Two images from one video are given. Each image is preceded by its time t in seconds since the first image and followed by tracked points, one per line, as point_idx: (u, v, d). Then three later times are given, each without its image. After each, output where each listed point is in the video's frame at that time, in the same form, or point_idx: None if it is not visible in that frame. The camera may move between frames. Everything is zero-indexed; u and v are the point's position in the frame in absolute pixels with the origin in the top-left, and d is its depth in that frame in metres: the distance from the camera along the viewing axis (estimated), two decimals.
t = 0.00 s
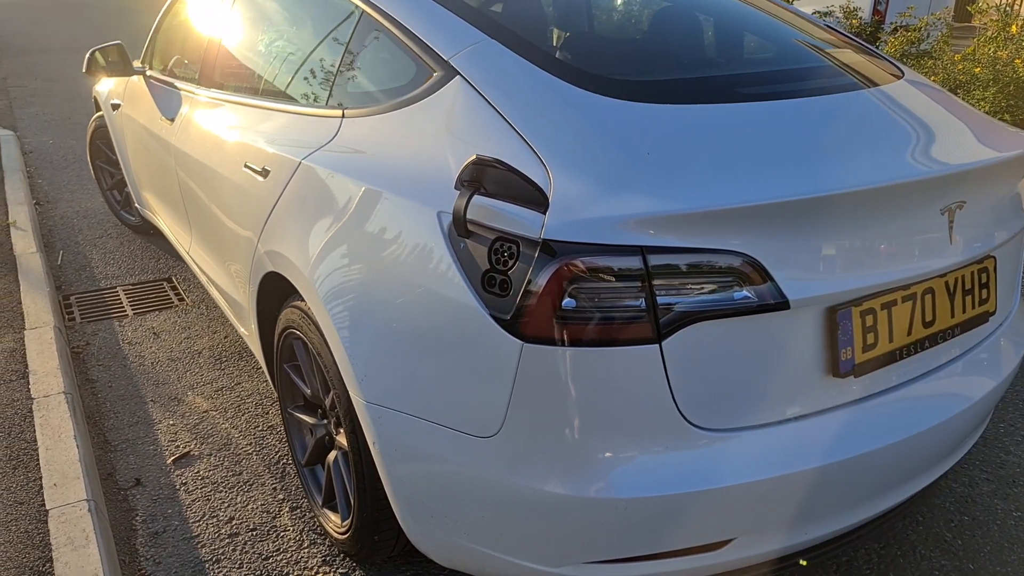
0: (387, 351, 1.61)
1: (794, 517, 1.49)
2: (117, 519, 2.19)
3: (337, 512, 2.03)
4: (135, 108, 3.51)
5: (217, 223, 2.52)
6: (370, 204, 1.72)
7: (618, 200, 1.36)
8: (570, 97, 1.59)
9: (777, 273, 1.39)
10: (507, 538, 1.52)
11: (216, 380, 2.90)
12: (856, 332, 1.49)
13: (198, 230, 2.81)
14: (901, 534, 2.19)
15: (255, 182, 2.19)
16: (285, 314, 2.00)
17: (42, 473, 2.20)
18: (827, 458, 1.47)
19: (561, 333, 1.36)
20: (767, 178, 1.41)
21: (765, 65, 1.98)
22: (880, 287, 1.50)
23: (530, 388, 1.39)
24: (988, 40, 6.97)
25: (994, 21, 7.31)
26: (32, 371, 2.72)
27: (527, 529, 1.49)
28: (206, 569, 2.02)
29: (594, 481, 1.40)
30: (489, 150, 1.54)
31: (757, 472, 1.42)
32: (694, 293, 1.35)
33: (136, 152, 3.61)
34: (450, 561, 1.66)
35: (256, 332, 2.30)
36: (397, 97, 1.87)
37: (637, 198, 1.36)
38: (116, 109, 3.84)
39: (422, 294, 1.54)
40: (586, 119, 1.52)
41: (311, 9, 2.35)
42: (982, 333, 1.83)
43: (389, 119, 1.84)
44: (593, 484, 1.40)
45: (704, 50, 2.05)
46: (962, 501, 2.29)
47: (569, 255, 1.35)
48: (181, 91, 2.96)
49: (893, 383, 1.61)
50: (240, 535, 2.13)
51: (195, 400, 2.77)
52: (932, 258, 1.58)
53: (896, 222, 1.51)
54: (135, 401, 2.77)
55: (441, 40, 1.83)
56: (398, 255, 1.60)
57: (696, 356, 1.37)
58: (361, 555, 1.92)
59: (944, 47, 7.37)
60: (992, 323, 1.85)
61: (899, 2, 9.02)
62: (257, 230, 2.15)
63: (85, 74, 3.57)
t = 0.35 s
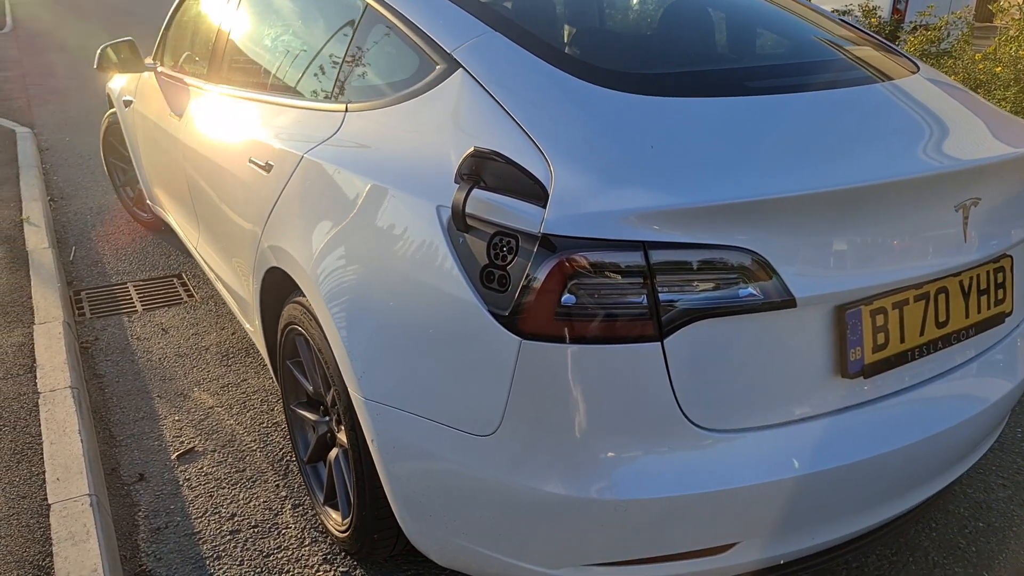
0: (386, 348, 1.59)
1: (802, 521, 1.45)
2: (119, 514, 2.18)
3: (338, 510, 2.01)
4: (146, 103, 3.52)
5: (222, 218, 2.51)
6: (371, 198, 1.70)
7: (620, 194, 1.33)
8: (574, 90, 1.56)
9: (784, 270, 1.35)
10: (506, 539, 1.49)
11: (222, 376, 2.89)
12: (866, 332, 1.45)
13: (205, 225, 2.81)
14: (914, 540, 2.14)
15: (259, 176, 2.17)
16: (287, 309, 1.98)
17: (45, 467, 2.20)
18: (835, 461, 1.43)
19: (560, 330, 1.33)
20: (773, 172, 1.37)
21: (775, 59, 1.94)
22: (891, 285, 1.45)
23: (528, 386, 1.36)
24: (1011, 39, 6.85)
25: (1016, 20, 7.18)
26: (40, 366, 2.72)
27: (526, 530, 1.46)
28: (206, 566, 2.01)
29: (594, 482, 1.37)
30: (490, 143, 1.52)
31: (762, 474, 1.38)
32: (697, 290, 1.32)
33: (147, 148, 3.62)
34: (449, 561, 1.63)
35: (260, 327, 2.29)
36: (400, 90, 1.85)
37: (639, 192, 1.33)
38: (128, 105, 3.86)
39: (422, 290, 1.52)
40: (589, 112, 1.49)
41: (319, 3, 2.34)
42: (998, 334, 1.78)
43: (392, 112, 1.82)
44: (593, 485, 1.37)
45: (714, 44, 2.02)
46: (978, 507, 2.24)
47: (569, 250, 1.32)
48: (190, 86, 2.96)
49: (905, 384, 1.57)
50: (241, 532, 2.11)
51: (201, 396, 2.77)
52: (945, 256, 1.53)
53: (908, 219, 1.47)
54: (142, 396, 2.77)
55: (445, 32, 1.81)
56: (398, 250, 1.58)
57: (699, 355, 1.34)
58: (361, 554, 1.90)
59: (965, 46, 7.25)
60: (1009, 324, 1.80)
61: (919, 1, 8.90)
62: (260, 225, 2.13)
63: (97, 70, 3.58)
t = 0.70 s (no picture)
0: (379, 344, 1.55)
1: (807, 527, 1.40)
2: (113, 512, 2.15)
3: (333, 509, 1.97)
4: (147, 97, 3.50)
5: (219, 211, 2.48)
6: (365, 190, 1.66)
7: (618, 184, 1.29)
8: (572, 79, 1.51)
9: (789, 264, 1.30)
10: (500, 541, 1.45)
11: (221, 374, 2.86)
12: (875, 330, 1.39)
13: (203, 220, 2.78)
14: (924, 545, 2.08)
15: (255, 169, 2.14)
16: (283, 305, 1.95)
17: (38, 464, 2.17)
18: (842, 464, 1.37)
19: (555, 325, 1.28)
20: (779, 163, 1.32)
21: (783, 49, 1.88)
22: (901, 282, 1.40)
23: (522, 384, 1.32)
24: None
25: None
26: (37, 361, 2.70)
27: (520, 533, 1.41)
28: (198, 566, 1.97)
29: (590, 484, 1.33)
30: (485, 133, 1.48)
31: (766, 478, 1.33)
32: (698, 286, 1.27)
33: (148, 142, 3.60)
34: (443, 564, 1.59)
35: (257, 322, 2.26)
36: (396, 81, 1.81)
37: (639, 183, 1.28)
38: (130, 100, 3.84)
39: (415, 284, 1.47)
40: (588, 102, 1.44)
41: None
42: (1013, 333, 1.72)
43: (388, 103, 1.78)
44: (589, 488, 1.33)
45: (720, 34, 1.96)
46: (990, 512, 2.18)
47: (565, 243, 1.27)
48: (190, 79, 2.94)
49: (915, 385, 1.51)
50: (235, 532, 2.08)
51: (199, 393, 2.73)
52: (957, 252, 1.48)
53: (919, 212, 1.41)
54: (139, 393, 2.74)
55: (443, 20, 1.77)
56: (392, 244, 1.54)
57: (699, 353, 1.29)
58: (355, 555, 1.86)
59: (979, 45, 7.14)
60: None
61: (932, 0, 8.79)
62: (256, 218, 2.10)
63: (99, 64, 3.54)
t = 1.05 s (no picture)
0: (373, 335, 1.50)
1: (816, 528, 1.34)
2: (106, 507, 2.12)
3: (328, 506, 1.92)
4: (149, 90, 3.48)
5: (216, 202, 2.44)
6: (359, 178, 1.62)
7: (618, 168, 1.23)
8: (572, 61, 1.46)
9: (797, 252, 1.24)
10: (495, 540, 1.39)
11: (220, 368, 2.82)
12: (888, 323, 1.33)
13: (202, 211, 2.74)
14: (938, 549, 2.01)
15: (250, 158, 2.10)
16: (277, 297, 1.90)
17: (31, 457, 2.14)
18: (852, 463, 1.31)
19: (552, 315, 1.23)
20: (786, 146, 1.27)
21: (792, 32, 1.82)
22: (914, 272, 1.34)
23: (518, 377, 1.27)
24: None
25: None
26: (33, 354, 2.67)
27: (516, 532, 1.36)
28: (190, 563, 1.93)
29: (588, 481, 1.27)
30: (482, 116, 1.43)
31: (772, 476, 1.27)
32: (701, 274, 1.22)
33: (150, 135, 3.57)
34: (437, 563, 1.54)
35: (252, 314, 2.22)
36: (393, 65, 1.77)
37: (639, 166, 1.23)
38: (133, 93, 3.81)
39: (409, 274, 1.42)
40: (588, 84, 1.39)
41: None
42: None
43: (385, 88, 1.74)
44: (587, 485, 1.27)
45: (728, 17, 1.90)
46: (1006, 515, 2.11)
47: (562, 229, 1.22)
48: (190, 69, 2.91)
49: (929, 382, 1.45)
50: (229, 529, 2.04)
51: (197, 388, 2.69)
52: (974, 242, 1.42)
53: (934, 200, 1.35)
54: (137, 387, 2.70)
55: (440, 4, 1.73)
56: (387, 233, 1.49)
57: (703, 345, 1.23)
58: (350, 553, 1.81)
59: (995, 43, 7.03)
60: None
61: None
62: (250, 207, 2.06)
63: (101, 57, 3.51)
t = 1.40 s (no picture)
0: (374, 329, 1.48)
1: (823, 529, 1.30)
2: (109, 502, 2.11)
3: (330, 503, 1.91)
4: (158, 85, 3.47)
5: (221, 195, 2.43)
6: (362, 170, 1.60)
7: (623, 158, 1.21)
8: (578, 51, 1.43)
9: (806, 245, 1.21)
10: (496, 538, 1.37)
11: (226, 364, 2.81)
12: (900, 319, 1.30)
13: (208, 206, 2.74)
14: (949, 552, 1.97)
15: (254, 151, 2.09)
16: (280, 291, 1.89)
17: (35, 451, 2.13)
18: (863, 462, 1.28)
19: (554, 307, 1.20)
20: (795, 136, 1.24)
21: (805, 22, 1.79)
22: (927, 267, 1.31)
23: (519, 371, 1.24)
24: None
25: None
26: (40, 348, 2.67)
27: (517, 530, 1.33)
28: (192, 558, 1.92)
29: (590, 478, 1.25)
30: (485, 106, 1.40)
31: (779, 475, 1.24)
32: (707, 266, 1.19)
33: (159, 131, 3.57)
34: (437, 561, 1.52)
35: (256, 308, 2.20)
36: (398, 57, 1.75)
37: (644, 156, 1.21)
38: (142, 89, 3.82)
39: (411, 267, 1.40)
40: (593, 73, 1.37)
41: None
42: None
43: (389, 80, 1.72)
44: (589, 482, 1.25)
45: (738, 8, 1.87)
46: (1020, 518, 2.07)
47: (565, 220, 1.20)
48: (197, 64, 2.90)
49: (942, 380, 1.41)
50: (232, 524, 2.02)
51: (202, 383, 2.68)
52: (990, 237, 1.38)
53: (948, 193, 1.32)
54: (143, 382, 2.69)
55: None
56: (389, 225, 1.47)
57: (708, 340, 1.21)
58: (351, 550, 1.79)
59: (1011, 42, 6.94)
60: None
61: None
62: (254, 201, 2.05)
63: (110, 52, 3.51)
